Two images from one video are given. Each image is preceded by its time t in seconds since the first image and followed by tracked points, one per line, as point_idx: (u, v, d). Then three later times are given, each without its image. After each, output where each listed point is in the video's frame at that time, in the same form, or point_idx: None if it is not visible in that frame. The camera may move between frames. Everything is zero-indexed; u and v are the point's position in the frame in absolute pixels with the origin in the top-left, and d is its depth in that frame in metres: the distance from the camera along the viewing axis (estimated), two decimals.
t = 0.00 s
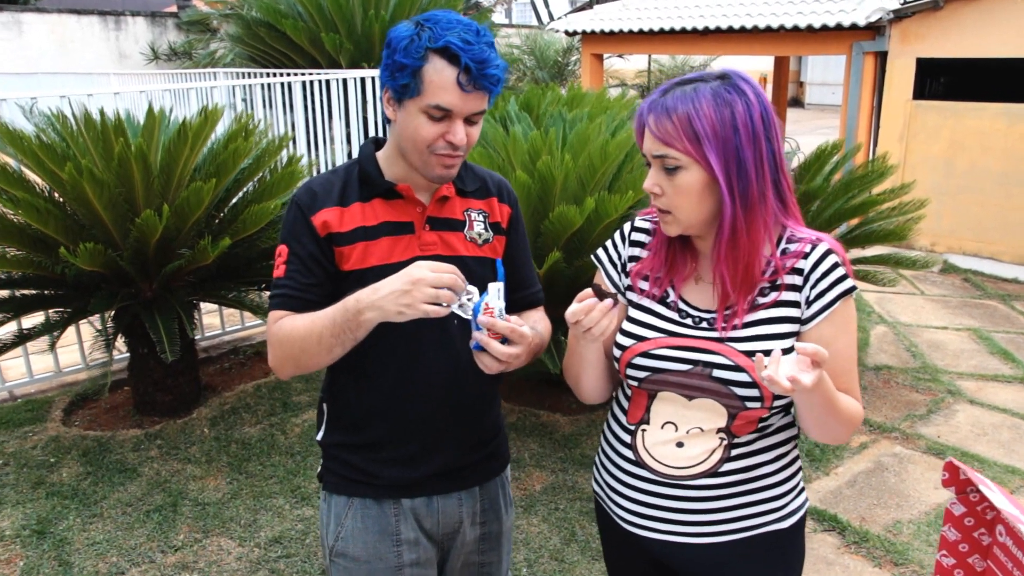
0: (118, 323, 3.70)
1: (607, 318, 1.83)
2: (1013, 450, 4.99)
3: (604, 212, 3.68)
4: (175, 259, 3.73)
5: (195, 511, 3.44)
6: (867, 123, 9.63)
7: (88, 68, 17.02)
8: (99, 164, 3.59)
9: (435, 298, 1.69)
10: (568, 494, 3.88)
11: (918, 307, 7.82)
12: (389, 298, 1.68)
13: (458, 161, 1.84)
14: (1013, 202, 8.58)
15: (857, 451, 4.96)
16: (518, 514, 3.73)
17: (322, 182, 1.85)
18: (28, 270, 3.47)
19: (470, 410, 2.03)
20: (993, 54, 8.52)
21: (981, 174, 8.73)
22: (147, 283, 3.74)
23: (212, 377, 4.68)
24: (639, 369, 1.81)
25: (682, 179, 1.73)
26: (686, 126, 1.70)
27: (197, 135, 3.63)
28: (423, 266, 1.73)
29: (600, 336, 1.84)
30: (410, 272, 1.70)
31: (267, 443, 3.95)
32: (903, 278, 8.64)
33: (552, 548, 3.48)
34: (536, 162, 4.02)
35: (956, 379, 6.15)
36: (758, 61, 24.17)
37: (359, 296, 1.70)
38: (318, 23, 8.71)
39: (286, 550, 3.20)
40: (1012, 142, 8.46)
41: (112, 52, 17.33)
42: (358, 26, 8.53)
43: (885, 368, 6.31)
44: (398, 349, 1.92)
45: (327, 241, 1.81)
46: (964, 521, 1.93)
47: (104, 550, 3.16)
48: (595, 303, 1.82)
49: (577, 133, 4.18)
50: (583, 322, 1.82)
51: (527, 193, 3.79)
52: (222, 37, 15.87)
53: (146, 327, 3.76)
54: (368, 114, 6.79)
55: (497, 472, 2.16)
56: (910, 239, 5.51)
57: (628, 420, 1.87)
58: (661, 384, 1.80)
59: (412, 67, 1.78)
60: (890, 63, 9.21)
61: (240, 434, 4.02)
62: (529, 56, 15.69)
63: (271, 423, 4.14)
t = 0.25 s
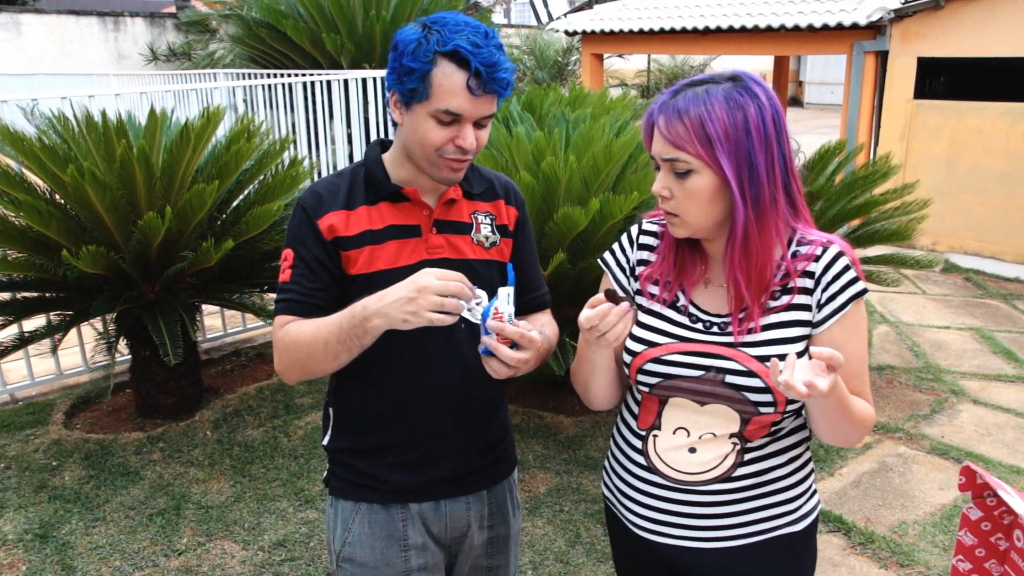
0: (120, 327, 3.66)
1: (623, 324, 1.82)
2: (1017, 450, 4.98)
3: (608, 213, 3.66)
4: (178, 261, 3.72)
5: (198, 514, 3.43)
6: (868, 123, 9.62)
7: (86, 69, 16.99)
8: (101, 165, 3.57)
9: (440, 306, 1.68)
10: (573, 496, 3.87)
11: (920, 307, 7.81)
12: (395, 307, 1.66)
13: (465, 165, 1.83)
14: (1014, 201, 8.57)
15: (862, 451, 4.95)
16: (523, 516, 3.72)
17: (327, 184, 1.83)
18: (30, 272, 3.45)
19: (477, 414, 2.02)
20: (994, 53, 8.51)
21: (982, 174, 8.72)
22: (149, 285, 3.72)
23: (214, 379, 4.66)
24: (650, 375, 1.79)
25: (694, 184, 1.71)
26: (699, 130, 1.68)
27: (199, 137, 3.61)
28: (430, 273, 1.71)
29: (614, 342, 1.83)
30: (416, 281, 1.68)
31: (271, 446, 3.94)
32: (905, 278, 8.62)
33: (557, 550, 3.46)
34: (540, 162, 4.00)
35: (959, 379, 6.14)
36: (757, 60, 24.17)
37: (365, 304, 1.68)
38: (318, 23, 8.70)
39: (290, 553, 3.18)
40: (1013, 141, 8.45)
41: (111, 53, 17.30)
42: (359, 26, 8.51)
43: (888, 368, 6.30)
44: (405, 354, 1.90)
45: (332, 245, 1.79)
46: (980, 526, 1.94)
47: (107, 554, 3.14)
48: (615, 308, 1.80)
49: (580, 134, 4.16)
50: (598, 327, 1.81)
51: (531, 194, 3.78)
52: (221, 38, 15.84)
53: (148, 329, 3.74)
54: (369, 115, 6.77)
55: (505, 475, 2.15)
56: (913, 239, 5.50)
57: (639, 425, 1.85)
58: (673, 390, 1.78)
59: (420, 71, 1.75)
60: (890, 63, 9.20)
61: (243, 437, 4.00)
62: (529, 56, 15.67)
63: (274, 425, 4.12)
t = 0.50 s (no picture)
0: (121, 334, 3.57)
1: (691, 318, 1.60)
2: (1007, 443, 5.07)
3: (614, 214, 3.66)
4: (179, 267, 3.67)
5: (205, 524, 3.37)
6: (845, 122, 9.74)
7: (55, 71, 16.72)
8: (100, 171, 3.50)
9: (477, 354, 1.62)
10: (580, 497, 3.86)
11: (901, 303, 7.93)
12: (434, 350, 1.62)
13: (495, 154, 1.76)
14: (989, 198, 8.74)
15: (856, 447, 5.01)
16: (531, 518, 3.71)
17: (364, 191, 1.77)
18: (30, 280, 3.36)
19: (511, 419, 2.00)
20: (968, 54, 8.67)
21: (958, 171, 8.87)
22: (148, 291, 3.66)
23: (210, 386, 4.59)
24: (700, 378, 1.75)
25: (779, 174, 1.71)
26: (783, 121, 1.70)
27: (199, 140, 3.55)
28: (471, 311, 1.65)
29: (680, 339, 1.61)
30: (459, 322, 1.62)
31: (274, 453, 3.89)
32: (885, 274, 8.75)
33: (567, 552, 3.46)
34: (542, 164, 3.99)
35: (944, 373, 6.24)
36: (729, 61, 24.43)
37: (407, 339, 1.64)
38: (303, 25, 8.64)
39: (301, 561, 3.14)
40: (987, 139, 8.60)
41: (79, 54, 17.03)
42: (341, 27, 8.45)
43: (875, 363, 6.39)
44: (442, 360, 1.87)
45: (372, 254, 1.74)
46: None
47: (114, 567, 3.08)
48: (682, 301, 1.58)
49: (580, 135, 4.16)
50: (664, 320, 1.58)
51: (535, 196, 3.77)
52: (193, 39, 15.65)
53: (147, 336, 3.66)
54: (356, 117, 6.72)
55: (537, 479, 2.11)
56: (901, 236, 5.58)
57: (682, 435, 1.81)
58: (723, 391, 1.75)
59: (432, 64, 1.75)
60: (867, 63, 9.32)
61: (245, 444, 3.95)
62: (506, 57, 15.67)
63: (275, 432, 4.07)
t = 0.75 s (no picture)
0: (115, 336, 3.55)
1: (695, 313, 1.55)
2: (1002, 442, 5.07)
3: (608, 215, 3.64)
4: (173, 270, 3.65)
5: (199, 527, 3.36)
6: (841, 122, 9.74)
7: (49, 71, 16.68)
8: (93, 173, 3.48)
9: (465, 400, 1.61)
10: (576, 498, 3.85)
11: (897, 302, 7.93)
12: (423, 393, 1.62)
13: (480, 148, 1.75)
14: (984, 198, 8.74)
15: (852, 447, 5.01)
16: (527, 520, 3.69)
17: (355, 195, 1.77)
18: (21, 283, 3.34)
19: (503, 422, 1.99)
20: (962, 53, 8.66)
21: (953, 171, 8.88)
22: (141, 294, 3.64)
23: (205, 388, 4.57)
24: (694, 380, 1.74)
25: (774, 174, 1.70)
26: (778, 120, 1.69)
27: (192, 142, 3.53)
28: (446, 361, 1.58)
29: (685, 335, 1.56)
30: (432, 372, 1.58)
31: (268, 456, 3.87)
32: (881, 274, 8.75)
33: (563, 554, 3.44)
34: (537, 165, 3.97)
35: (940, 373, 6.24)
36: (724, 61, 24.45)
37: (393, 378, 1.64)
38: (297, 25, 8.61)
39: (295, 565, 3.13)
40: (982, 138, 8.61)
41: (73, 55, 16.99)
42: (336, 28, 8.43)
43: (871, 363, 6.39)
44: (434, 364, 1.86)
45: (361, 259, 1.74)
46: None
47: (107, 571, 3.06)
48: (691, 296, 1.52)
49: (575, 135, 4.14)
50: (675, 317, 1.52)
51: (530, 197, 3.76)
52: (188, 40, 15.61)
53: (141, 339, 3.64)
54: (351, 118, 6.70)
55: (530, 482, 2.10)
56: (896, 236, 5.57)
57: (676, 437, 1.80)
58: (716, 394, 1.74)
59: (415, 61, 1.75)
60: (861, 63, 9.32)
61: (239, 447, 3.93)
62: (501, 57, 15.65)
63: (270, 435, 4.05)
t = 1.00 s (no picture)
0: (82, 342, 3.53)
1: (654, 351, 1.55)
2: (989, 444, 5.03)
3: (586, 216, 3.59)
4: (143, 274, 3.59)
5: (169, 537, 3.29)
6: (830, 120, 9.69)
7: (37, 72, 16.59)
8: (59, 176, 3.42)
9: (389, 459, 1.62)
10: (555, 504, 3.79)
11: (886, 302, 7.89)
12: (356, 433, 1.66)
13: (406, 135, 1.69)
14: (974, 196, 8.70)
15: (838, 449, 4.96)
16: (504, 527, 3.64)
17: (302, 200, 1.71)
18: None
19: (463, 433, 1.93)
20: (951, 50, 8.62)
21: (942, 169, 8.84)
22: (111, 299, 3.58)
23: (181, 394, 4.51)
24: (654, 394, 1.69)
25: (709, 184, 1.63)
26: (714, 128, 1.62)
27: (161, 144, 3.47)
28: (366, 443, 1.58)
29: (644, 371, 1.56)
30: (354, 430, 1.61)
31: (242, 463, 3.81)
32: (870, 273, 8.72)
33: (540, 561, 3.38)
34: (515, 166, 3.91)
35: (928, 373, 6.20)
36: (716, 59, 24.40)
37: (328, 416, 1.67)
38: (281, 25, 8.53)
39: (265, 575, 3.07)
40: (971, 136, 8.56)
41: (62, 55, 16.89)
42: (321, 27, 8.36)
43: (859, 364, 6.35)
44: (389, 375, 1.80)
45: (308, 268, 1.69)
46: (996, 538, 1.89)
47: None
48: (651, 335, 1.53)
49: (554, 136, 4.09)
50: (635, 359, 1.53)
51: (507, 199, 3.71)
52: (177, 39, 15.52)
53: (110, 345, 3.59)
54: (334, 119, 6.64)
55: (491, 494, 2.03)
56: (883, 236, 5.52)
57: (638, 451, 1.76)
58: (678, 407, 1.69)
59: (346, 57, 1.75)
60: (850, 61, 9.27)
61: (213, 454, 3.87)
62: (492, 56, 15.60)
63: (245, 441, 3.99)
